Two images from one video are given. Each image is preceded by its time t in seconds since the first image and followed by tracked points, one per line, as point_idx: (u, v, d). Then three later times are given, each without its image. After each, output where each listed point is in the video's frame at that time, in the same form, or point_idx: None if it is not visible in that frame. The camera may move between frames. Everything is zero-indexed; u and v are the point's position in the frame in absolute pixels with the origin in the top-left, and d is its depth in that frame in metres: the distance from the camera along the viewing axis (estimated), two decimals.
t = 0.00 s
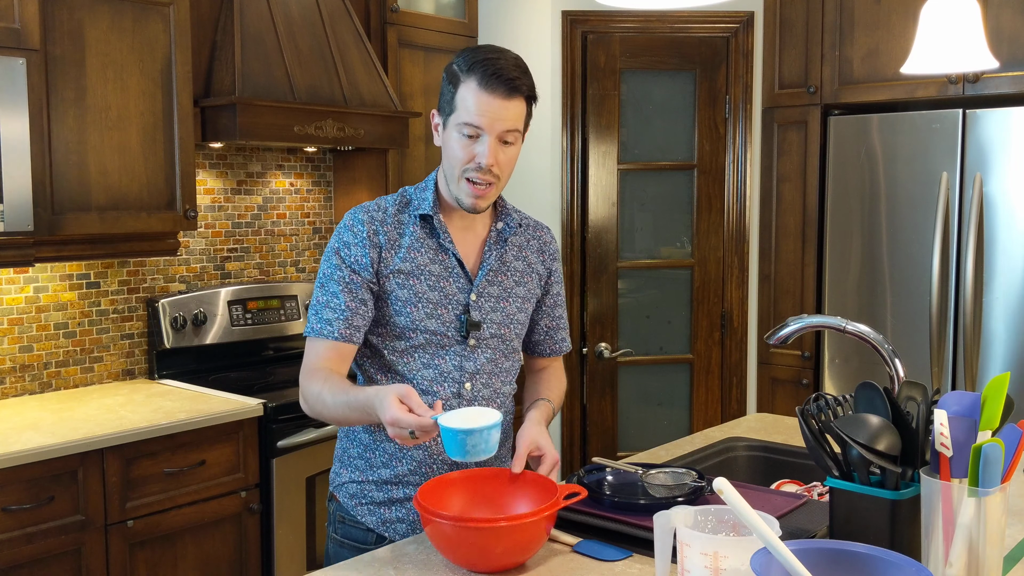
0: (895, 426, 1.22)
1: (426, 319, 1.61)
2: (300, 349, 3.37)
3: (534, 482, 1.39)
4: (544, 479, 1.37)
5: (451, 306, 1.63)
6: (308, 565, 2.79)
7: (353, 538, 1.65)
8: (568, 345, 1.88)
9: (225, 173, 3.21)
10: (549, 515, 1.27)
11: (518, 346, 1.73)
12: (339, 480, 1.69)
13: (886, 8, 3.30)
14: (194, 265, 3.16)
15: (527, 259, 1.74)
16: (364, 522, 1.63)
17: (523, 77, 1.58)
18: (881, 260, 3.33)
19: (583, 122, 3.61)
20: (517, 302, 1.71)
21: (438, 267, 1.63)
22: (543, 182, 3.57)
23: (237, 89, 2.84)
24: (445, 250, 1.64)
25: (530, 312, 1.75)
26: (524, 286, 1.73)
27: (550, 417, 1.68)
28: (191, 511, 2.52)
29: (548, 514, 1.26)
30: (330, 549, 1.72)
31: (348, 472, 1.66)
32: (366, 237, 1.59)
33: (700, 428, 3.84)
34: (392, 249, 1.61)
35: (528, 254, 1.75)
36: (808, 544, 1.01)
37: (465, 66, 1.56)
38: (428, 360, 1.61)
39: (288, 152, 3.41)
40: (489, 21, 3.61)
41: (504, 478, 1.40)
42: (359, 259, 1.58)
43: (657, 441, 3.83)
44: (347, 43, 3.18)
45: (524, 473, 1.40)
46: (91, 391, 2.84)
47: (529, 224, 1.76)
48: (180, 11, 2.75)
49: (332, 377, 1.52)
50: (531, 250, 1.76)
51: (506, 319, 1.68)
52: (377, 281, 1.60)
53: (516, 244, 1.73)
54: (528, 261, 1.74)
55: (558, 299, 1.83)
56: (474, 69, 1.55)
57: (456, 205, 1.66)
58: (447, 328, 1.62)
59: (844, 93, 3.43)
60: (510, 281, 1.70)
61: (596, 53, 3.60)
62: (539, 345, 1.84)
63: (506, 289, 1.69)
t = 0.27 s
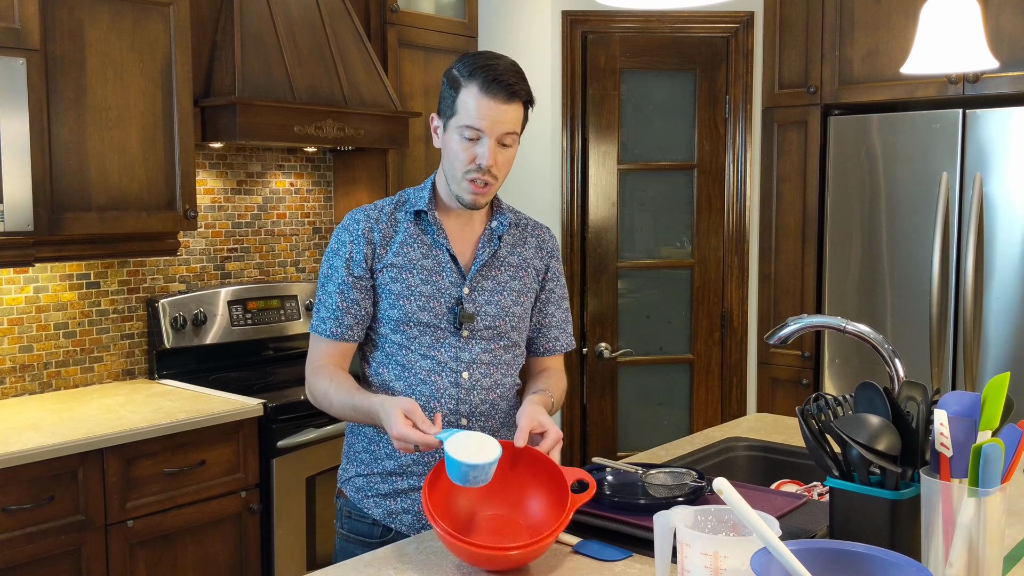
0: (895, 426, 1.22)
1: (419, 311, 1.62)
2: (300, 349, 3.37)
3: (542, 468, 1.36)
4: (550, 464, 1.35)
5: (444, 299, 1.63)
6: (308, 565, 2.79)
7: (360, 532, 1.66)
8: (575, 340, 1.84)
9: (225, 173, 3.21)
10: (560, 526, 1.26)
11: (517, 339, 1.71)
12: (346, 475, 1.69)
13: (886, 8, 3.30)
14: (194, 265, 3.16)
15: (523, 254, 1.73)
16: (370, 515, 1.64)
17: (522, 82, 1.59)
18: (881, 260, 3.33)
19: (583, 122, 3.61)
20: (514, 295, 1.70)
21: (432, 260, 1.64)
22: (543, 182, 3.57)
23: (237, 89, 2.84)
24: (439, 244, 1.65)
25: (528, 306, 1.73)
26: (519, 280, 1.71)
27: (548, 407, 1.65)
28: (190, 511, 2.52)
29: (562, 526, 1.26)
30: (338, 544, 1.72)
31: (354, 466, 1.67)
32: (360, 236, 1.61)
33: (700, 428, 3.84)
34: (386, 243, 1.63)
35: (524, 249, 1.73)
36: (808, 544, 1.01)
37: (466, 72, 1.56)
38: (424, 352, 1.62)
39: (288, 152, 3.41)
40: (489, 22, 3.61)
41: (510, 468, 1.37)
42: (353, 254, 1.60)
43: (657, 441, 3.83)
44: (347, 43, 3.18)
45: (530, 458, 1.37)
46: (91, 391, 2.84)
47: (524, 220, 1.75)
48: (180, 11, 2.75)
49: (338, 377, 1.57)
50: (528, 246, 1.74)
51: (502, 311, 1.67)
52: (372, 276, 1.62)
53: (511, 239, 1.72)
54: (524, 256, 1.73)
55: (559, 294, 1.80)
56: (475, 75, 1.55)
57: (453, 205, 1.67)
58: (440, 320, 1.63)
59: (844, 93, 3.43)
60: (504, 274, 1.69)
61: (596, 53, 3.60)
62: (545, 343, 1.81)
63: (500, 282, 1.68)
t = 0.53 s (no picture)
0: (895, 426, 1.22)
1: (421, 310, 1.62)
2: (300, 349, 3.37)
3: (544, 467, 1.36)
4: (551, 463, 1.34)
5: (446, 297, 1.63)
6: (308, 565, 2.79)
7: (363, 530, 1.66)
8: (580, 337, 1.84)
9: (225, 173, 3.21)
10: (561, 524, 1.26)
11: (521, 336, 1.71)
12: (350, 473, 1.69)
13: (886, 8, 3.30)
14: (194, 265, 3.16)
15: (524, 251, 1.72)
16: (373, 513, 1.64)
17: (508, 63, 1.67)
18: (881, 260, 3.33)
19: (583, 122, 3.61)
20: (516, 293, 1.69)
21: (434, 260, 1.64)
22: (543, 182, 3.57)
23: (237, 89, 2.84)
24: (441, 244, 1.64)
25: (531, 303, 1.72)
26: (521, 277, 1.71)
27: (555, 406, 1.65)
28: (190, 511, 2.52)
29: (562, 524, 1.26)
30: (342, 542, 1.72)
31: (358, 464, 1.67)
32: (362, 237, 1.62)
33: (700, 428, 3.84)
34: (388, 244, 1.63)
35: (526, 247, 1.73)
36: (808, 544, 1.01)
37: (454, 62, 1.65)
38: (427, 350, 1.62)
39: (288, 152, 3.41)
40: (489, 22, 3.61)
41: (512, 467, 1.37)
42: (355, 257, 1.61)
43: (657, 441, 3.83)
44: (347, 43, 3.18)
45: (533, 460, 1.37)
46: (91, 391, 2.84)
47: (526, 219, 1.75)
48: (180, 11, 2.75)
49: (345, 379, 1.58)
50: (530, 244, 1.74)
51: (504, 309, 1.67)
52: (374, 277, 1.62)
53: (512, 237, 1.71)
54: (526, 253, 1.72)
55: (563, 290, 1.80)
56: (462, 60, 1.64)
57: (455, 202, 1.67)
58: (442, 318, 1.63)
59: (844, 93, 3.43)
60: (506, 273, 1.69)
61: (596, 53, 3.60)
62: (550, 341, 1.81)
63: (503, 280, 1.68)
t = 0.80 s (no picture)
0: (895, 426, 1.22)
1: (420, 309, 1.62)
2: (300, 349, 3.37)
3: (541, 467, 1.36)
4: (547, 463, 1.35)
5: (444, 296, 1.63)
6: (308, 565, 2.79)
7: (362, 530, 1.66)
8: (579, 338, 1.84)
9: (225, 173, 3.21)
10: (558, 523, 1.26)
11: (520, 337, 1.71)
12: (349, 473, 1.69)
13: (885, 8, 3.30)
14: (194, 265, 3.16)
15: (524, 252, 1.72)
16: (372, 513, 1.64)
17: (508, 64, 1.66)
18: (881, 260, 3.33)
19: (583, 122, 3.61)
20: (515, 293, 1.69)
21: (433, 259, 1.64)
22: (543, 183, 3.57)
23: (237, 89, 2.84)
24: (439, 243, 1.64)
25: (530, 304, 1.72)
26: (520, 278, 1.71)
27: (554, 408, 1.65)
28: (190, 511, 2.52)
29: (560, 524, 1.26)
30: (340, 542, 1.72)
31: (357, 464, 1.67)
32: (362, 237, 1.62)
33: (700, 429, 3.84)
34: (387, 244, 1.63)
35: (525, 247, 1.73)
36: (808, 544, 1.01)
37: (454, 61, 1.64)
38: (425, 350, 1.62)
39: (288, 152, 3.41)
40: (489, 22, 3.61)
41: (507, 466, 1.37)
42: (355, 255, 1.61)
43: (657, 441, 3.83)
44: (347, 43, 3.18)
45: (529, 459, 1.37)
46: (91, 391, 2.84)
47: (525, 220, 1.75)
48: (180, 11, 2.75)
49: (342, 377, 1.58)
50: (529, 245, 1.74)
51: (503, 309, 1.67)
52: (374, 276, 1.63)
53: (511, 237, 1.71)
54: (525, 254, 1.72)
55: (562, 293, 1.80)
56: (462, 60, 1.63)
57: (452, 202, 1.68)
58: (441, 317, 1.63)
59: (844, 93, 3.43)
60: (505, 272, 1.68)
61: (596, 53, 3.60)
62: (549, 342, 1.81)
63: (502, 280, 1.68)
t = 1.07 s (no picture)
0: (895, 426, 1.22)
1: (418, 308, 1.62)
2: (300, 349, 3.37)
3: (535, 484, 1.38)
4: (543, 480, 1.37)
5: (442, 296, 1.63)
6: (308, 565, 2.79)
7: (362, 532, 1.66)
8: (577, 339, 1.84)
9: (225, 173, 3.21)
10: (551, 519, 1.26)
11: (518, 337, 1.71)
12: (348, 475, 1.69)
13: (885, 8, 3.30)
14: (194, 265, 3.16)
15: (521, 253, 1.72)
16: (372, 514, 1.64)
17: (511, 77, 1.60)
18: (881, 260, 3.33)
19: (583, 122, 3.61)
20: (512, 293, 1.69)
21: (431, 259, 1.64)
22: (543, 183, 3.57)
23: (237, 89, 2.84)
24: (438, 244, 1.65)
25: (527, 305, 1.72)
26: (518, 278, 1.71)
27: (544, 421, 1.63)
28: (190, 511, 2.52)
29: (553, 517, 1.26)
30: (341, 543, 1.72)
31: (357, 465, 1.66)
32: (360, 237, 1.62)
33: (700, 428, 3.84)
34: (385, 243, 1.63)
35: (523, 248, 1.73)
36: (808, 544, 1.01)
37: (456, 69, 1.58)
38: (424, 349, 1.62)
39: (288, 152, 3.41)
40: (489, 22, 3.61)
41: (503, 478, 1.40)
42: (353, 254, 1.61)
43: (657, 441, 3.83)
44: (348, 43, 3.18)
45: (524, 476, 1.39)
46: (92, 391, 2.84)
47: (523, 221, 1.75)
48: (180, 11, 2.75)
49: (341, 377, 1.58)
50: (527, 246, 1.74)
51: (501, 308, 1.67)
52: (371, 276, 1.63)
53: (509, 238, 1.71)
54: (523, 254, 1.73)
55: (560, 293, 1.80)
56: (464, 71, 1.57)
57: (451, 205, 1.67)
58: (439, 317, 1.63)
59: (844, 93, 3.43)
60: (503, 272, 1.69)
61: (596, 53, 3.60)
62: (547, 343, 1.81)
63: (500, 280, 1.68)
